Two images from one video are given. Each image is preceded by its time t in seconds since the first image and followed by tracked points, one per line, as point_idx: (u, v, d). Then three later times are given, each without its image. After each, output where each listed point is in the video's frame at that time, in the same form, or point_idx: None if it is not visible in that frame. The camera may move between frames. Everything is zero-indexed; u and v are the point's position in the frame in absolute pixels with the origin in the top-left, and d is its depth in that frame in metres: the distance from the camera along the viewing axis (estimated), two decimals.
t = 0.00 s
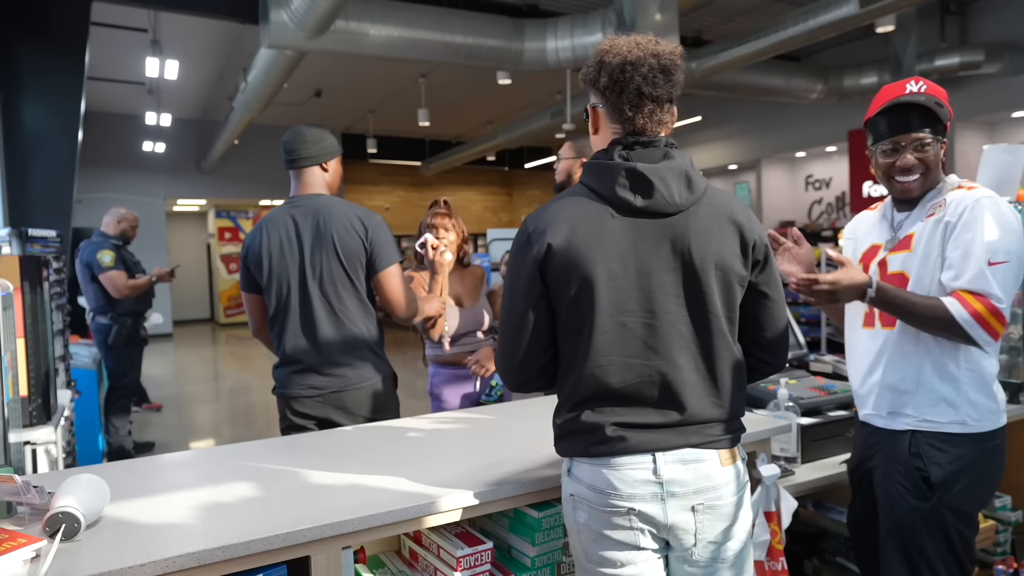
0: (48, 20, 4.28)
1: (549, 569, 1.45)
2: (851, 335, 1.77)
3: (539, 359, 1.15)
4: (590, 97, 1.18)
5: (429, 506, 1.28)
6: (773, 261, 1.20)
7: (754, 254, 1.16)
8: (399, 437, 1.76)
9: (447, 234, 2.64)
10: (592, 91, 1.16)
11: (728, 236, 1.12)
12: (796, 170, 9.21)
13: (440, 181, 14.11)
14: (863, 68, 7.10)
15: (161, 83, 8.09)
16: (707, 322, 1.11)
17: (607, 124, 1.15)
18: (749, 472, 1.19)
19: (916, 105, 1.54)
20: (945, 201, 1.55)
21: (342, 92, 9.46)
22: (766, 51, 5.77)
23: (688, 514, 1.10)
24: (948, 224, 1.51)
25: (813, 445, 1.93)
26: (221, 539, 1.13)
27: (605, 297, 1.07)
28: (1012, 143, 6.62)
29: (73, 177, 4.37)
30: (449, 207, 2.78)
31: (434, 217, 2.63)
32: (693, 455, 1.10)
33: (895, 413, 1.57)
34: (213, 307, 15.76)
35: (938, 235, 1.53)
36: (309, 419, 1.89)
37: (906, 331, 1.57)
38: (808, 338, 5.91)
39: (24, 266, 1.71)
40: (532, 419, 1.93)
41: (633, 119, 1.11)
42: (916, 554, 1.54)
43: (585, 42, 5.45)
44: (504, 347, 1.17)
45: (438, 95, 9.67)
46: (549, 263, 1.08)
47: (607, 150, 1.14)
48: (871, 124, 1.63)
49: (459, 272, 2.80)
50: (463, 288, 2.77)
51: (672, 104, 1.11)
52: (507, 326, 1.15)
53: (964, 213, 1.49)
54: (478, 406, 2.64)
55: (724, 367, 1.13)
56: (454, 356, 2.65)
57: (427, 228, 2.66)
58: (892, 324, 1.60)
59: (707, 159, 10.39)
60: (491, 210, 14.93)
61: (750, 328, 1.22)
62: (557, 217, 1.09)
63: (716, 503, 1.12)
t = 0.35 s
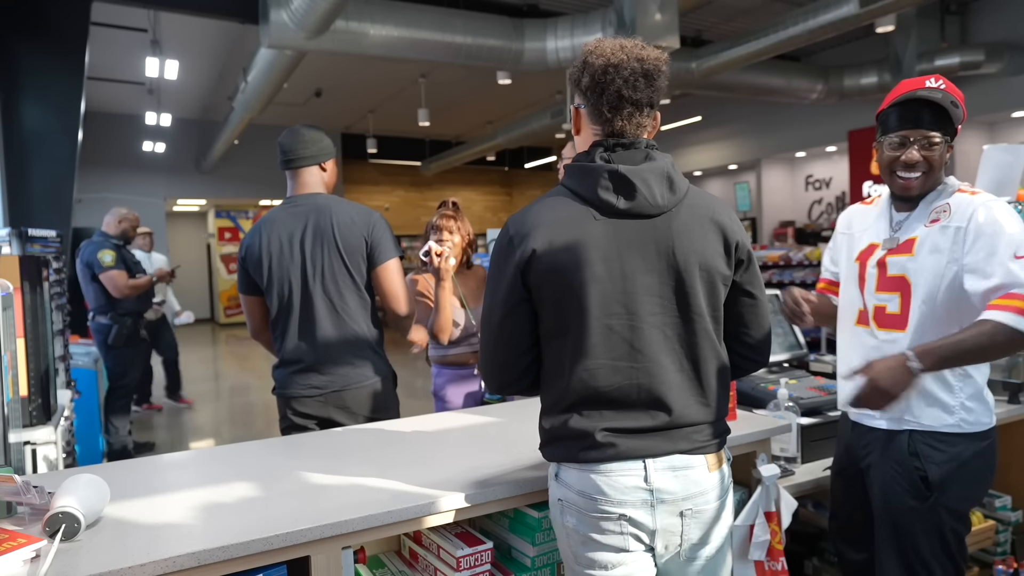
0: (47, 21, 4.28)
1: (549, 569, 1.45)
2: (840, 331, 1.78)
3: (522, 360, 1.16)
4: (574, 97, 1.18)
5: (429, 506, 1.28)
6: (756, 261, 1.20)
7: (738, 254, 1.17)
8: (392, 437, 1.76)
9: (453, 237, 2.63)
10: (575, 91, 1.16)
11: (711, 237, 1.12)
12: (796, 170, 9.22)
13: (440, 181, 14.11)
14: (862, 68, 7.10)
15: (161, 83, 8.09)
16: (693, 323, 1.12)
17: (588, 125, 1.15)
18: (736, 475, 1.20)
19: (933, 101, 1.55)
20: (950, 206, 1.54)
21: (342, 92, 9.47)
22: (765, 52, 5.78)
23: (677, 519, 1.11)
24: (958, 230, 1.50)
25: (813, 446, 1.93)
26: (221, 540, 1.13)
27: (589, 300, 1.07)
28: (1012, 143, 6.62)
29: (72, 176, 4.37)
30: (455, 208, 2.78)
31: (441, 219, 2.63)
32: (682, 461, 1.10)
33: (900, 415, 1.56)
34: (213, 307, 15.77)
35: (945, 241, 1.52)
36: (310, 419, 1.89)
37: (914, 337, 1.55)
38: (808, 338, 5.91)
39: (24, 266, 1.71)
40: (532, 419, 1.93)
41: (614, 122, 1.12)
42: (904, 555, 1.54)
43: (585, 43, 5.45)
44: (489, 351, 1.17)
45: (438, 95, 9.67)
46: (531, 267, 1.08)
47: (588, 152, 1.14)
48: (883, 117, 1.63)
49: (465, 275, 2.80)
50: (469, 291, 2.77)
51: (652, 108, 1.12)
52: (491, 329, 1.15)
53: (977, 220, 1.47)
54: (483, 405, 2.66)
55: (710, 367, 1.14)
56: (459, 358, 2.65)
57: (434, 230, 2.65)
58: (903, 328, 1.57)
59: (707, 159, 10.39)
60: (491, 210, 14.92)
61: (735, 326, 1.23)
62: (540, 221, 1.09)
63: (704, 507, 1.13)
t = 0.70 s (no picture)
0: (48, 21, 4.28)
1: (549, 569, 1.45)
2: (836, 332, 1.76)
3: (525, 365, 1.14)
4: (567, 96, 1.17)
5: (429, 506, 1.28)
6: (750, 254, 1.24)
7: (734, 247, 1.20)
8: (391, 437, 1.76)
9: (456, 239, 2.63)
10: (571, 91, 1.15)
11: (711, 231, 1.16)
12: (796, 170, 9.22)
13: (440, 181, 14.10)
14: (863, 68, 7.10)
15: (161, 83, 8.09)
16: (699, 318, 1.13)
17: (583, 126, 1.14)
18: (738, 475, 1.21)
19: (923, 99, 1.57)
20: (947, 200, 1.56)
21: (341, 92, 9.47)
22: (765, 52, 5.77)
23: (684, 519, 1.12)
24: (959, 214, 1.53)
25: (813, 446, 1.93)
26: (221, 540, 1.13)
27: (598, 299, 1.07)
28: (1012, 143, 6.61)
29: (72, 176, 4.36)
30: (459, 209, 2.79)
31: (445, 221, 2.63)
32: (691, 463, 1.11)
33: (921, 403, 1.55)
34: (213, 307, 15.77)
35: (945, 225, 1.54)
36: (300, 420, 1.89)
37: (928, 322, 1.56)
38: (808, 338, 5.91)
39: (24, 266, 1.71)
40: (532, 419, 1.93)
41: (612, 124, 1.12)
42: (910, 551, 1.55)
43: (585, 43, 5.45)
44: (491, 356, 1.15)
45: (438, 95, 9.67)
46: (537, 267, 1.07)
47: (584, 151, 1.13)
48: (873, 119, 1.65)
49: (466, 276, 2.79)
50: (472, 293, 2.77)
51: (650, 111, 1.13)
52: (493, 332, 1.13)
53: (978, 201, 1.51)
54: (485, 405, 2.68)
55: (715, 359, 1.16)
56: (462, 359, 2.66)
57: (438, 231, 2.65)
58: (913, 315, 1.58)
59: (707, 159, 10.39)
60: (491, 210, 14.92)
61: (732, 319, 1.26)
62: (542, 222, 1.08)
63: (709, 507, 1.14)
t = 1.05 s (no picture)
0: (48, 21, 4.28)
1: (549, 569, 1.45)
2: (849, 331, 1.77)
3: (544, 368, 1.11)
4: (590, 92, 1.18)
5: (429, 506, 1.28)
6: (767, 257, 1.26)
7: (756, 251, 1.23)
8: (398, 437, 1.76)
9: (456, 239, 2.63)
10: (597, 87, 1.15)
11: (736, 234, 1.17)
12: (796, 170, 9.21)
13: (440, 181, 14.10)
14: (862, 68, 7.11)
15: (161, 83, 8.09)
16: (720, 320, 1.15)
17: (610, 123, 1.15)
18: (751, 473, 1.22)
19: (919, 92, 1.60)
20: (949, 192, 1.56)
21: (341, 92, 9.47)
22: (765, 52, 5.77)
23: (702, 518, 1.12)
24: (957, 204, 1.53)
25: (813, 446, 1.93)
26: (221, 540, 1.13)
27: (628, 299, 1.06)
28: (1012, 143, 6.61)
29: (72, 176, 4.36)
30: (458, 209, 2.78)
31: (444, 220, 2.63)
32: (708, 460, 1.12)
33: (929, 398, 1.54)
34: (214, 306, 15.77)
35: (945, 216, 1.54)
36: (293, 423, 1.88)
37: (933, 314, 1.55)
38: (808, 338, 5.91)
39: (24, 266, 1.71)
40: (534, 420, 1.93)
41: (642, 119, 1.12)
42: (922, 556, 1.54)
43: (585, 42, 5.45)
44: (510, 355, 1.12)
45: (438, 95, 9.67)
46: (568, 267, 1.05)
47: (612, 149, 1.13)
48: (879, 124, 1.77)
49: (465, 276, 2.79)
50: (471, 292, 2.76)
51: (680, 111, 1.15)
52: (512, 331, 1.11)
53: (977, 187, 1.50)
54: (485, 404, 2.69)
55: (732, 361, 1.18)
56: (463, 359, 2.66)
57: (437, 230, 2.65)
58: (918, 309, 1.58)
59: (708, 159, 10.39)
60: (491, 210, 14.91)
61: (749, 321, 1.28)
62: (571, 221, 1.06)
63: (726, 505, 1.15)
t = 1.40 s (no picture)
0: (47, 20, 4.28)
1: (549, 569, 1.45)
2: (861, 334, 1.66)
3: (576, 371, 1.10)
4: (633, 86, 1.17)
5: (429, 506, 1.28)
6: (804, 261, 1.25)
7: (794, 256, 1.23)
8: (406, 437, 1.76)
9: (456, 238, 2.62)
10: (641, 81, 1.15)
11: (774, 238, 1.17)
12: (797, 170, 9.20)
13: (440, 181, 14.10)
14: (863, 68, 7.10)
15: (161, 82, 8.08)
16: (753, 323, 1.15)
17: (653, 118, 1.15)
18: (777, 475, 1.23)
19: (951, 77, 1.45)
20: (953, 189, 1.42)
21: (341, 92, 9.46)
22: (765, 51, 5.76)
23: (730, 515, 1.12)
24: (958, 203, 1.39)
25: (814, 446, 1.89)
26: (220, 540, 1.12)
27: (664, 298, 1.05)
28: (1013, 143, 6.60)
29: (71, 176, 4.36)
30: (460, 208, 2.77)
31: (445, 220, 2.63)
32: (736, 455, 1.13)
33: (919, 415, 1.43)
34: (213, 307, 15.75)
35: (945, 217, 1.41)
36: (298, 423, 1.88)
37: (930, 320, 1.43)
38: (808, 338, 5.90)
39: (22, 266, 1.70)
40: (536, 420, 1.92)
41: (687, 115, 1.12)
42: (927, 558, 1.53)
43: (585, 42, 5.45)
44: (542, 350, 1.11)
45: (437, 94, 9.66)
46: (606, 262, 1.04)
47: (656, 144, 1.13)
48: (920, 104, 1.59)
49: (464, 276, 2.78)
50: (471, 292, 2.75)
51: (726, 106, 1.15)
52: (545, 325, 1.11)
53: (976, 188, 1.36)
54: (485, 404, 2.65)
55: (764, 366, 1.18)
56: (463, 358, 2.66)
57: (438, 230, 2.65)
58: (919, 313, 1.45)
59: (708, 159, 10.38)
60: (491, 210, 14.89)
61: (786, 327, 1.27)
62: (613, 216, 1.05)
63: (754, 502, 1.15)
